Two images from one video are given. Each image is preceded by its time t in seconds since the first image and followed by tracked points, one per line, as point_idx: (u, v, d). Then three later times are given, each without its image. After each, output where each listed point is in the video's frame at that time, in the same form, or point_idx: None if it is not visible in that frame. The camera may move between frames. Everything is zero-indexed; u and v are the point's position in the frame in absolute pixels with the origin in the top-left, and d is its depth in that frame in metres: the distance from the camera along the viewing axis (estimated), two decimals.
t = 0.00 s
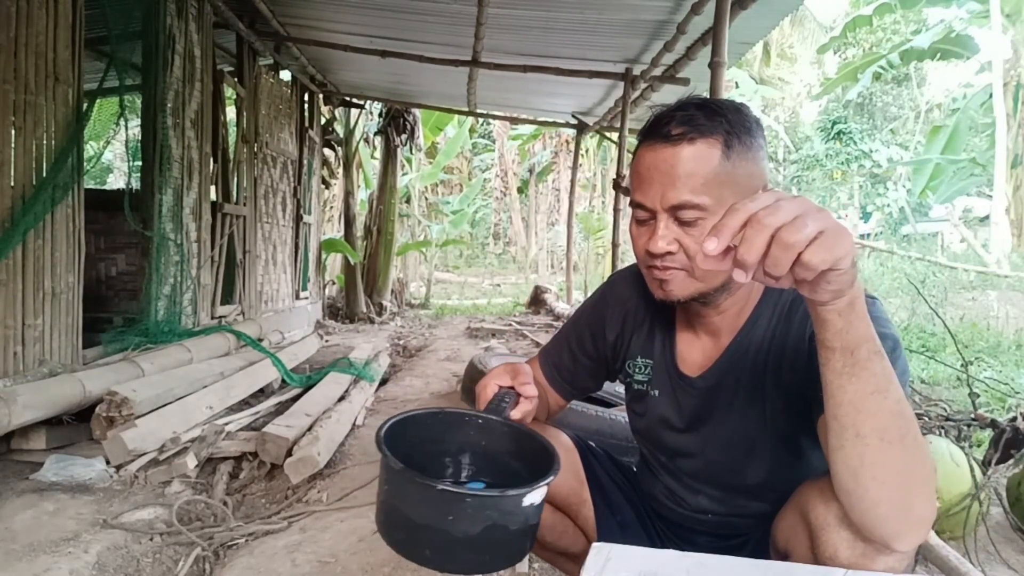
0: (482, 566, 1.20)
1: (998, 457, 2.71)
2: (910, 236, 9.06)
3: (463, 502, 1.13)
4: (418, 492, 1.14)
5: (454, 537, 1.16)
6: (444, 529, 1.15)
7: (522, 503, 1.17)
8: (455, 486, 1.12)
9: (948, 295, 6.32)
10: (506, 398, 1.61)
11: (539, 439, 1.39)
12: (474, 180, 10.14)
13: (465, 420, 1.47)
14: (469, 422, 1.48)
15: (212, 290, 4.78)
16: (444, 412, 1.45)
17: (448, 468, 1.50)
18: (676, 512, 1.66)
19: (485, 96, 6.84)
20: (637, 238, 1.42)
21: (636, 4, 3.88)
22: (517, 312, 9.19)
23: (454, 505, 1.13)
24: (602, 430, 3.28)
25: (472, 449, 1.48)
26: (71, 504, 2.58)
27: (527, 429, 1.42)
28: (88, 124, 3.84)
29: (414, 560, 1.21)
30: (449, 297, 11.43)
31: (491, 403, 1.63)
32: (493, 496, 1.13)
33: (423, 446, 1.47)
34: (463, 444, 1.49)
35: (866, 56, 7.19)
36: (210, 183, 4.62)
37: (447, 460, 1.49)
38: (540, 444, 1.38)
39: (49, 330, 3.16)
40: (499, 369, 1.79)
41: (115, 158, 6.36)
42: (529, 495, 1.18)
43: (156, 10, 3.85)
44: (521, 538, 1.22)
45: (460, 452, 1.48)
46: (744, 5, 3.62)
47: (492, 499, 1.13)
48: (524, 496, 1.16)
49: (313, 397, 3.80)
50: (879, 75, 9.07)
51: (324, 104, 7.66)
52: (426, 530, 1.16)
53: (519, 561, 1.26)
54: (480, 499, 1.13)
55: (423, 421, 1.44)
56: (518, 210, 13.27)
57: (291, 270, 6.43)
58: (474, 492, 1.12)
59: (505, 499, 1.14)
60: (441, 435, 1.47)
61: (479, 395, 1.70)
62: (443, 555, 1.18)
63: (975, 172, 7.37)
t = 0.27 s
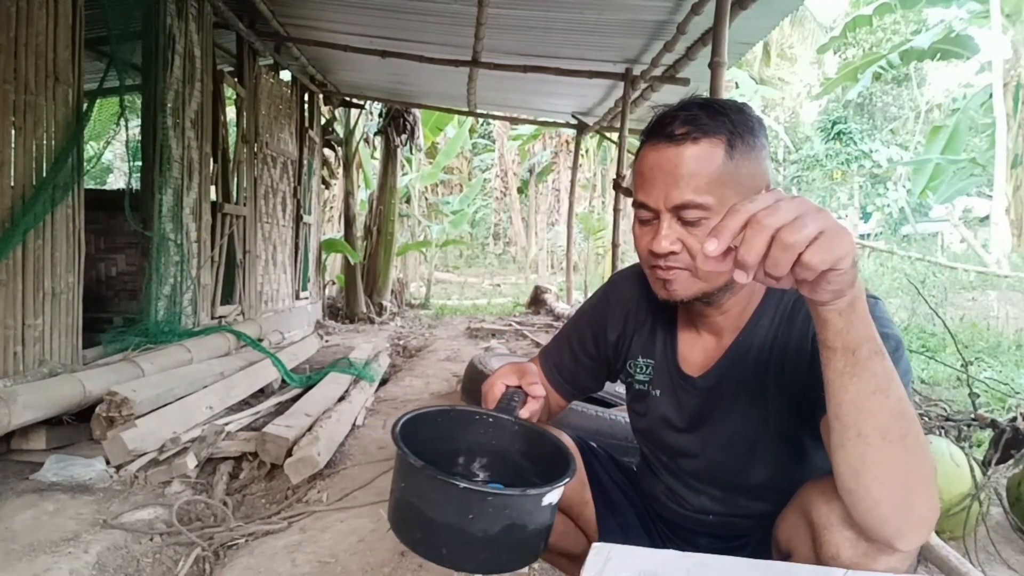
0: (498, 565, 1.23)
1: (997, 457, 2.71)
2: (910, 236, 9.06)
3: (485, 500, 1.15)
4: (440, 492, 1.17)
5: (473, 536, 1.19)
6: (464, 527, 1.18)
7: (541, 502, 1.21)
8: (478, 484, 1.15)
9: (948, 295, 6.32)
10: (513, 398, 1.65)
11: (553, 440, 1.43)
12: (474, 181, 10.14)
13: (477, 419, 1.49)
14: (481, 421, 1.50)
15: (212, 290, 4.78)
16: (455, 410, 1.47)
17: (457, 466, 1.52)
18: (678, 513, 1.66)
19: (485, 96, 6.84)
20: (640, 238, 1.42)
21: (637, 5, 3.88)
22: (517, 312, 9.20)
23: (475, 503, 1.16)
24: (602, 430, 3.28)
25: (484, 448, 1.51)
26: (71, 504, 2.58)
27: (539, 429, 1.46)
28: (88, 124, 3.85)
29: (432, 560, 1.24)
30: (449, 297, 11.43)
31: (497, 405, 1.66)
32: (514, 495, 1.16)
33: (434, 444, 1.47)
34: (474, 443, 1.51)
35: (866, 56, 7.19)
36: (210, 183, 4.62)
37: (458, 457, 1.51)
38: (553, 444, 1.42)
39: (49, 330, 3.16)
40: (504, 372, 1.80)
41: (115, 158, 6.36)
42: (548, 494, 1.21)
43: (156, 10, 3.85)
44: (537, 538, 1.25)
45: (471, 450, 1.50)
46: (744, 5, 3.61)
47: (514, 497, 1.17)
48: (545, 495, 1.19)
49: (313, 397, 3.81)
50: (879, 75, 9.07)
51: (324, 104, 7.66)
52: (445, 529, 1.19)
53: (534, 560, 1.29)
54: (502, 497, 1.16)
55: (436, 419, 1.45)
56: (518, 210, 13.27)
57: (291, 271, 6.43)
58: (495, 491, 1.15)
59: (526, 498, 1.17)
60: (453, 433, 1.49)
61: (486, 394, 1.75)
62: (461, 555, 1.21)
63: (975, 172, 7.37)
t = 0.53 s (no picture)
0: (504, 565, 1.23)
1: (998, 457, 2.71)
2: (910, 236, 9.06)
3: (491, 498, 1.15)
4: (446, 491, 1.17)
5: (478, 535, 1.19)
6: (469, 525, 1.18)
7: (547, 501, 1.20)
8: (485, 482, 1.15)
9: (948, 295, 6.32)
10: (517, 395, 1.66)
11: (557, 440, 1.43)
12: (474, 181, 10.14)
13: (481, 417, 1.50)
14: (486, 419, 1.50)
15: (212, 290, 4.78)
16: (460, 408, 1.47)
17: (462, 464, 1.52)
18: (681, 513, 1.66)
19: (485, 96, 6.83)
20: (644, 236, 1.42)
21: (637, 4, 3.88)
22: (517, 312, 9.20)
23: (481, 502, 1.16)
24: (603, 430, 3.28)
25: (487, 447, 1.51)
26: (71, 504, 2.58)
27: (543, 429, 1.46)
28: (88, 123, 3.85)
29: (437, 559, 1.24)
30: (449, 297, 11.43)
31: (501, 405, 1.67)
32: (520, 494, 1.16)
33: (437, 441, 1.48)
34: (477, 441, 1.51)
35: (866, 56, 7.19)
36: (210, 183, 4.62)
37: (463, 455, 1.52)
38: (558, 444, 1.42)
39: (49, 330, 3.16)
40: (507, 373, 1.80)
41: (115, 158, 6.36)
42: (554, 494, 1.20)
43: (156, 10, 3.85)
44: (543, 537, 1.25)
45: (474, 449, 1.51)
46: (744, 5, 3.61)
47: (519, 497, 1.16)
48: (550, 495, 1.19)
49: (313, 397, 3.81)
50: (878, 75, 9.07)
51: (324, 104, 7.66)
52: (450, 527, 1.19)
53: (540, 560, 1.29)
54: (508, 496, 1.16)
55: (441, 417, 1.45)
56: (518, 210, 13.26)
57: (291, 271, 6.43)
58: (500, 489, 1.15)
59: (531, 497, 1.17)
60: (456, 431, 1.49)
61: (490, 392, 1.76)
62: (466, 554, 1.21)
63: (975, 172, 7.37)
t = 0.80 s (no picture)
0: (503, 563, 1.23)
1: (998, 457, 2.71)
2: (910, 236, 9.07)
3: (488, 497, 1.16)
4: (444, 489, 1.17)
5: (477, 533, 1.19)
6: (467, 523, 1.18)
7: (545, 500, 1.20)
8: (482, 480, 1.15)
9: (948, 295, 6.32)
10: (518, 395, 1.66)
11: (557, 440, 1.43)
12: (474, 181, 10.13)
13: (481, 417, 1.50)
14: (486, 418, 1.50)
15: (211, 290, 4.78)
16: (460, 407, 1.47)
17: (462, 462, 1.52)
18: (682, 513, 1.66)
19: (485, 96, 6.83)
20: (648, 236, 1.42)
21: (637, 4, 3.88)
22: (517, 312, 9.20)
23: (479, 500, 1.16)
24: (603, 430, 3.28)
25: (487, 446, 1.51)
26: (71, 505, 2.58)
27: (543, 428, 1.46)
28: (88, 123, 3.84)
29: (435, 558, 1.24)
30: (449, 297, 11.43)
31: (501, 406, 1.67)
32: (518, 492, 1.16)
33: (437, 440, 1.48)
34: (478, 440, 1.51)
35: (866, 56, 7.19)
36: (210, 183, 4.62)
37: (463, 453, 1.52)
38: (557, 444, 1.42)
39: (49, 330, 3.15)
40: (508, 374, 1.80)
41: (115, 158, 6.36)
42: (552, 492, 1.20)
43: (156, 10, 3.85)
44: (541, 535, 1.25)
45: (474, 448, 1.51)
46: (744, 5, 3.61)
47: (517, 495, 1.16)
48: (548, 492, 1.19)
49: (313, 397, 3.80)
50: (878, 75, 9.07)
51: (324, 104, 7.66)
52: (448, 524, 1.19)
53: (539, 558, 1.29)
54: (506, 494, 1.16)
55: (440, 416, 1.46)
56: (518, 210, 13.26)
57: (291, 270, 6.43)
58: (499, 487, 1.15)
59: (529, 495, 1.17)
60: (456, 431, 1.50)
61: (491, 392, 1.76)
62: (464, 552, 1.21)
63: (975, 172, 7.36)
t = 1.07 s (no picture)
0: (501, 565, 1.23)
1: (998, 457, 2.71)
2: (910, 236, 9.06)
3: (486, 500, 1.15)
4: (443, 490, 1.17)
5: (475, 535, 1.19)
6: (466, 525, 1.18)
7: (544, 502, 1.20)
8: (480, 482, 1.15)
9: (948, 295, 6.31)
10: (518, 395, 1.66)
11: (557, 441, 1.43)
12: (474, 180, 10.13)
13: (481, 418, 1.50)
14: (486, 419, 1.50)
15: (212, 290, 4.78)
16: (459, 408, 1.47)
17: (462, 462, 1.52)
18: (683, 514, 1.66)
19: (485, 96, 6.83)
20: (649, 236, 1.42)
21: (637, 4, 3.88)
22: (517, 312, 9.20)
23: (478, 502, 1.16)
24: (603, 430, 3.28)
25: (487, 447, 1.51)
26: (71, 505, 2.58)
27: (542, 429, 1.46)
28: (88, 123, 3.84)
29: (434, 559, 1.24)
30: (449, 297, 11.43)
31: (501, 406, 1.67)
32: (517, 494, 1.16)
33: (437, 441, 1.48)
34: (477, 441, 1.51)
35: (866, 56, 7.19)
36: (210, 183, 4.62)
37: (463, 454, 1.52)
38: (557, 445, 1.42)
39: (49, 330, 3.15)
40: (508, 375, 1.80)
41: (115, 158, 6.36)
42: (551, 494, 1.20)
43: (156, 10, 3.85)
44: (540, 537, 1.25)
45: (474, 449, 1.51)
46: (744, 5, 3.61)
47: (516, 498, 1.16)
48: (546, 495, 1.19)
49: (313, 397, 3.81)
50: (879, 75, 9.07)
51: (324, 104, 7.66)
52: (447, 526, 1.19)
53: (538, 559, 1.29)
54: (504, 497, 1.16)
55: (440, 417, 1.45)
56: (518, 210, 13.27)
57: (291, 270, 6.44)
58: (497, 489, 1.15)
59: (528, 497, 1.17)
60: (456, 432, 1.49)
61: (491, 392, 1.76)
62: (462, 553, 1.21)
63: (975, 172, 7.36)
